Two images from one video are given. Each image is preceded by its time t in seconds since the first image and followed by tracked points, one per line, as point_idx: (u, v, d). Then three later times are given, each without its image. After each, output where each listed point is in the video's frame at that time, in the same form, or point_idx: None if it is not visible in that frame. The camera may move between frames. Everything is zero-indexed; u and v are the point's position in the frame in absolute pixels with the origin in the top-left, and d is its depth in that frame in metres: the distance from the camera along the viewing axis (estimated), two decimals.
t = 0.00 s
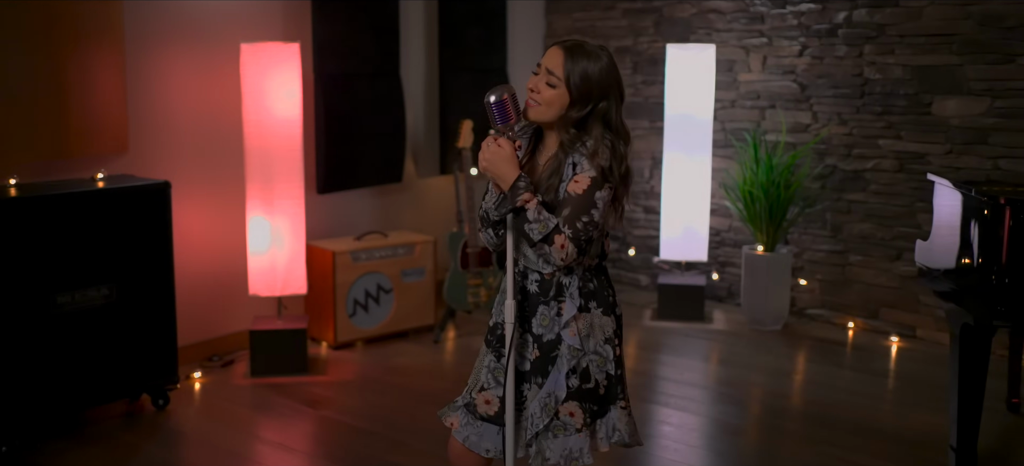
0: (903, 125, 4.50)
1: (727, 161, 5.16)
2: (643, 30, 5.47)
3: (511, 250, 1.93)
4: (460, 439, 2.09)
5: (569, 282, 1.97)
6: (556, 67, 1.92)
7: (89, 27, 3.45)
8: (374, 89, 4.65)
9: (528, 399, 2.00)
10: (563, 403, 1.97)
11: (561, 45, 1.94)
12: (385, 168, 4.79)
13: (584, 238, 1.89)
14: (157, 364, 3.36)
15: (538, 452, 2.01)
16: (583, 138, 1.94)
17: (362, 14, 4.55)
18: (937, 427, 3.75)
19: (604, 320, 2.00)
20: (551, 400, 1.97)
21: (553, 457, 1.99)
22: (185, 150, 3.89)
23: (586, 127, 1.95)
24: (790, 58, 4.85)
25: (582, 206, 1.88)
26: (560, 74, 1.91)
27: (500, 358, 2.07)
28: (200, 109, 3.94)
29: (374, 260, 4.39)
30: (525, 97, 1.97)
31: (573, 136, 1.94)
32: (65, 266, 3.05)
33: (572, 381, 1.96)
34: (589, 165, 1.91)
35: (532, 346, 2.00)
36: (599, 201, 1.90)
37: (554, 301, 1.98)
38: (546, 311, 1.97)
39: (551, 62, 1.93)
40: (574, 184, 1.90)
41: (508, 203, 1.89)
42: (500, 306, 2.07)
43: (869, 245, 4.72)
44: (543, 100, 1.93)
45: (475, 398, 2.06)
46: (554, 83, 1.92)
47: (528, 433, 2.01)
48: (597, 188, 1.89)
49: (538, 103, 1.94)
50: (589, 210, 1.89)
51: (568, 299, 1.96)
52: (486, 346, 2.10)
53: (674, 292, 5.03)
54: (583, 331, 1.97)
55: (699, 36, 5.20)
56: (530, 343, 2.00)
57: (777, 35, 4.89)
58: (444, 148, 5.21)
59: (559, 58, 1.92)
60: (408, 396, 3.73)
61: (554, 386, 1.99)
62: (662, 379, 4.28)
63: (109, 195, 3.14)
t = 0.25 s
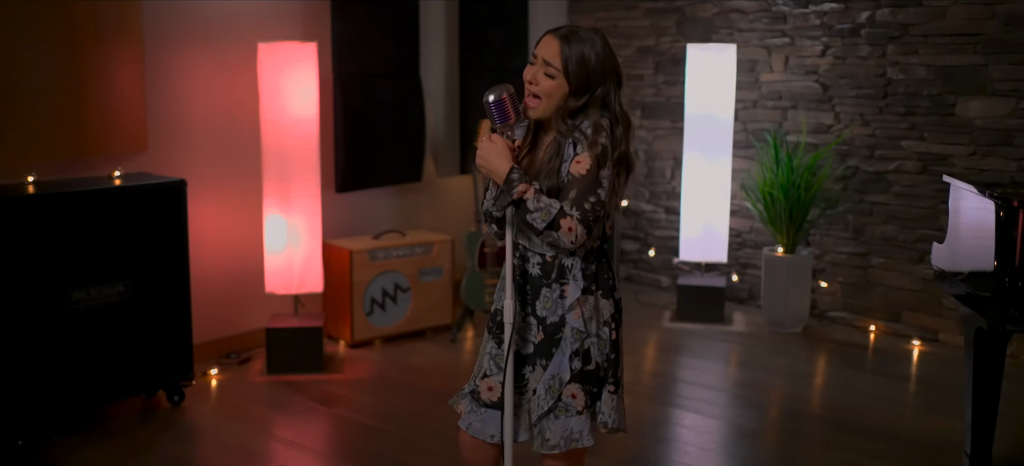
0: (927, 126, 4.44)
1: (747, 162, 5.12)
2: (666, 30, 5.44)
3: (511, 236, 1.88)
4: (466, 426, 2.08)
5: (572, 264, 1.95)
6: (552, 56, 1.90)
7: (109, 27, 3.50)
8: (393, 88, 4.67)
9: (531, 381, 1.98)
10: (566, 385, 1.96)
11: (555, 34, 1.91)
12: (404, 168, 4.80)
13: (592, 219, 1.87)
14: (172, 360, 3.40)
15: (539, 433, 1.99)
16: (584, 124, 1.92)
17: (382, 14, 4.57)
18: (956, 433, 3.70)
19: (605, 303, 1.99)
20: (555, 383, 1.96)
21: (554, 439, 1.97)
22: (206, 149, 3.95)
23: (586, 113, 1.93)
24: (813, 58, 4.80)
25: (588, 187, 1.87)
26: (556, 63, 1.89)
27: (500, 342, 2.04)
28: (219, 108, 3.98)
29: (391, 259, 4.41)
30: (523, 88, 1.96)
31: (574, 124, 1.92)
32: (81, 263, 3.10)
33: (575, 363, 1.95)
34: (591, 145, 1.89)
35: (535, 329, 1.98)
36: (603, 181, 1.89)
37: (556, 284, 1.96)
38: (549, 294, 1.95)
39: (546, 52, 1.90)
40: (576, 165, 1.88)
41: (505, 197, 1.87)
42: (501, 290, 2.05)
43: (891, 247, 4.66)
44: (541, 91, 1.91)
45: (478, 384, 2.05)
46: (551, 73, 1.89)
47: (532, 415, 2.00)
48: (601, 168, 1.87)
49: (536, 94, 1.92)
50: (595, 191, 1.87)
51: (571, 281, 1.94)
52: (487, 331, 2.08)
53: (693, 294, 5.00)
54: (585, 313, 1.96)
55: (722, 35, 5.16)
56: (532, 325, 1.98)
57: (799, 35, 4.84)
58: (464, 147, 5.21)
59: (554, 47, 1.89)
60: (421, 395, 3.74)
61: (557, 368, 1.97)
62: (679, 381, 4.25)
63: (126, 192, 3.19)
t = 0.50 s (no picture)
0: (936, 128, 4.41)
1: (756, 164, 5.10)
2: (675, 32, 5.42)
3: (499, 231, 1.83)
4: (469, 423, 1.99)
5: (564, 254, 1.86)
6: (532, 50, 1.85)
7: (116, 28, 3.52)
8: (400, 89, 4.68)
9: (529, 373, 1.90)
10: (567, 375, 1.88)
11: (531, 27, 1.86)
12: (411, 169, 4.81)
13: (584, 207, 1.83)
14: (176, 359, 3.43)
15: (541, 423, 1.92)
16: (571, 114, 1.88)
17: (389, 15, 4.58)
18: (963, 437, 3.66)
19: (598, 292, 1.91)
20: (556, 373, 1.88)
21: (559, 428, 1.89)
22: (214, 149, 3.98)
23: (571, 103, 1.89)
24: (821, 60, 4.78)
25: (580, 175, 1.82)
26: (537, 57, 1.84)
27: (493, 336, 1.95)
28: (226, 108, 4.00)
29: (397, 260, 4.42)
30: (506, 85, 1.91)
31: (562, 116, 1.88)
32: (85, 261, 3.13)
33: (574, 353, 1.87)
34: (578, 132, 1.84)
35: (529, 320, 1.89)
36: (594, 168, 1.84)
37: (549, 274, 1.88)
38: (542, 285, 1.87)
39: (525, 47, 1.86)
40: (566, 153, 1.83)
41: (491, 193, 1.83)
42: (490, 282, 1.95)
43: (899, 250, 4.62)
44: (527, 87, 1.86)
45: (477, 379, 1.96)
46: (534, 68, 1.85)
47: (532, 407, 1.91)
48: (591, 155, 1.83)
49: (521, 90, 1.87)
50: (587, 178, 1.83)
51: (565, 271, 1.87)
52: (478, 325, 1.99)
53: (701, 296, 4.97)
54: (581, 303, 1.88)
55: (731, 37, 5.15)
56: (526, 317, 1.89)
57: (808, 36, 4.82)
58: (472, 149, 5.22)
59: (532, 41, 1.85)
60: (424, 395, 3.75)
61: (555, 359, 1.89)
62: (686, 384, 4.22)
63: (130, 192, 3.22)
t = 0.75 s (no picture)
0: (950, 129, 4.37)
1: (768, 166, 5.07)
2: (689, 32, 5.40)
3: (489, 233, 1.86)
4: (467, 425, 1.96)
5: (553, 254, 1.86)
6: (513, 52, 1.86)
7: (125, 28, 3.55)
8: (412, 89, 4.69)
9: (523, 372, 1.89)
10: (561, 375, 1.87)
11: (510, 28, 1.86)
12: (422, 169, 4.82)
13: (578, 205, 1.83)
14: (184, 357, 3.46)
15: (539, 423, 1.90)
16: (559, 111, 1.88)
17: (401, 16, 4.59)
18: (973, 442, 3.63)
19: (588, 291, 1.90)
20: (550, 373, 1.86)
21: (556, 428, 1.88)
22: (227, 149, 4.02)
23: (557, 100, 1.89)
24: (835, 61, 4.75)
25: (573, 173, 1.82)
26: (519, 58, 1.85)
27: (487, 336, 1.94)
28: (237, 108, 4.04)
29: (406, 260, 4.43)
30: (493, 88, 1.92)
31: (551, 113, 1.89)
32: (93, 259, 3.16)
33: (567, 353, 1.86)
34: (568, 129, 1.84)
35: (522, 320, 1.88)
36: (586, 166, 1.84)
37: (540, 274, 1.88)
38: (533, 285, 1.87)
39: (507, 49, 1.86)
40: (557, 152, 1.83)
41: (483, 194, 1.84)
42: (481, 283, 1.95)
43: (913, 253, 4.59)
44: (513, 89, 1.88)
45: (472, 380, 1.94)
46: (517, 70, 1.86)
47: (528, 406, 1.90)
48: (583, 153, 1.82)
49: (508, 93, 1.89)
50: (580, 176, 1.82)
51: (555, 271, 1.86)
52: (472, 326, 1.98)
53: (713, 298, 4.95)
54: (572, 302, 1.87)
55: (744, 37, 5.12)
56: (518, 317, 1.88)
57: (822, 37, 4.79)
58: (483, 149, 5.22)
59: (513, 43, 1.85)
60: (431, 395, 3.76)
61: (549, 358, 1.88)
62: (697, 387, 4.18)
63: (138, 191, 3.25)
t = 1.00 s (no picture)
0: (965, 130, 4.32)
1: (782, 166, 5.04)
2: (703, 32, 5.38)
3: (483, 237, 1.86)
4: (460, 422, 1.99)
5: (546, 258, 1.88)
6: (501, 50, 1.85)
7: (137, 28, 3.58)
8: (424, 89, 4.69)
9: (510, 375, 1.91)
10: (545, 379, 1.90)
11: (499, 26, 1.86)
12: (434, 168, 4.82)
13: (569, 213, 1.83)
14: (194, 355, 3.49)
15: (522, 425, 1.94)
16: (552, 108, 1.87)
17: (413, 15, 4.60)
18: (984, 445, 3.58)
19: (582, 295, 1.92)
20: (535, 378, 1.89)
21: (537, 432, 1.91)
22: (242, 150, 4.06)
23: (547, 97, 1.88)
24: (849, 61, 4.71)
25: (568, 182, 1.82)
26: (509, 55, 1.84)
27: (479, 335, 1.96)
28: (252, 109, 4.08)
29: (416, 259, 4.43)
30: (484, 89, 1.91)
31: (543, 109, 1.88)
32: (103, 257, 3.20)
33: (554, 358, 1.88)
34: (570, 138, 1.85)
35: (512, 322, 1.90)
36: (584, 176, 1.85)
37: (533, 277, 1.89)
38: (525, 288, 1.88)
39: (496, 47, 1.86)
40: (556, 160, 1.84)
41: (472, 196, 1.84)
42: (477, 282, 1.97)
43: (927, 254, 4.54)
44: (503, 87, 1.87)
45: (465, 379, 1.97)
46: (506, 66, 1.85)
47: (512, 409, 1.93)
48: (582, 164, 1.84)
49: (498, 91, 1.88)
50: (573, 186, 1.83)
51: (547, 276, 1.88)
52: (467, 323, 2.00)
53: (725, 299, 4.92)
54: (563, 308, 1.89)
55: (758, 37, 5.09)
56: (509, 319, 1.90)
57: (836, 37, 4.75)
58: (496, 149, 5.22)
59: (501, 40, 1.85)
60: (438, 394, 3.76)
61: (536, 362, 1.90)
62: (709, 390, 4.12)
63: (148, 191, 3.28)
